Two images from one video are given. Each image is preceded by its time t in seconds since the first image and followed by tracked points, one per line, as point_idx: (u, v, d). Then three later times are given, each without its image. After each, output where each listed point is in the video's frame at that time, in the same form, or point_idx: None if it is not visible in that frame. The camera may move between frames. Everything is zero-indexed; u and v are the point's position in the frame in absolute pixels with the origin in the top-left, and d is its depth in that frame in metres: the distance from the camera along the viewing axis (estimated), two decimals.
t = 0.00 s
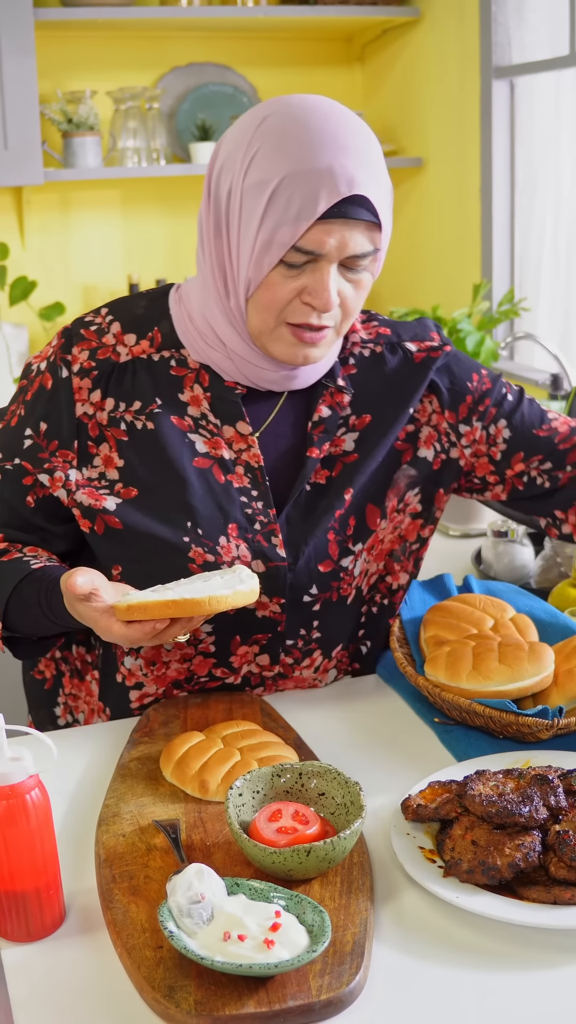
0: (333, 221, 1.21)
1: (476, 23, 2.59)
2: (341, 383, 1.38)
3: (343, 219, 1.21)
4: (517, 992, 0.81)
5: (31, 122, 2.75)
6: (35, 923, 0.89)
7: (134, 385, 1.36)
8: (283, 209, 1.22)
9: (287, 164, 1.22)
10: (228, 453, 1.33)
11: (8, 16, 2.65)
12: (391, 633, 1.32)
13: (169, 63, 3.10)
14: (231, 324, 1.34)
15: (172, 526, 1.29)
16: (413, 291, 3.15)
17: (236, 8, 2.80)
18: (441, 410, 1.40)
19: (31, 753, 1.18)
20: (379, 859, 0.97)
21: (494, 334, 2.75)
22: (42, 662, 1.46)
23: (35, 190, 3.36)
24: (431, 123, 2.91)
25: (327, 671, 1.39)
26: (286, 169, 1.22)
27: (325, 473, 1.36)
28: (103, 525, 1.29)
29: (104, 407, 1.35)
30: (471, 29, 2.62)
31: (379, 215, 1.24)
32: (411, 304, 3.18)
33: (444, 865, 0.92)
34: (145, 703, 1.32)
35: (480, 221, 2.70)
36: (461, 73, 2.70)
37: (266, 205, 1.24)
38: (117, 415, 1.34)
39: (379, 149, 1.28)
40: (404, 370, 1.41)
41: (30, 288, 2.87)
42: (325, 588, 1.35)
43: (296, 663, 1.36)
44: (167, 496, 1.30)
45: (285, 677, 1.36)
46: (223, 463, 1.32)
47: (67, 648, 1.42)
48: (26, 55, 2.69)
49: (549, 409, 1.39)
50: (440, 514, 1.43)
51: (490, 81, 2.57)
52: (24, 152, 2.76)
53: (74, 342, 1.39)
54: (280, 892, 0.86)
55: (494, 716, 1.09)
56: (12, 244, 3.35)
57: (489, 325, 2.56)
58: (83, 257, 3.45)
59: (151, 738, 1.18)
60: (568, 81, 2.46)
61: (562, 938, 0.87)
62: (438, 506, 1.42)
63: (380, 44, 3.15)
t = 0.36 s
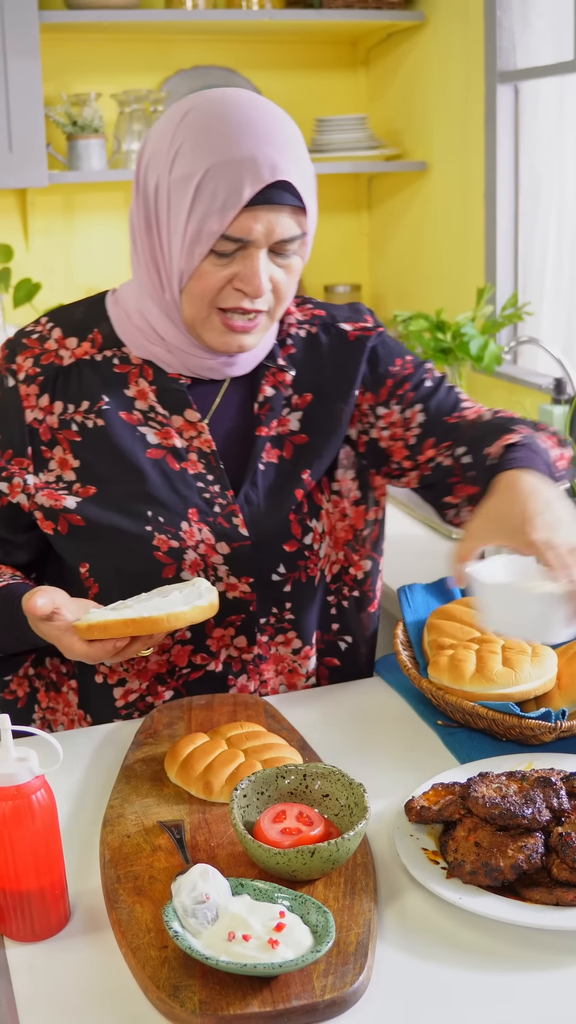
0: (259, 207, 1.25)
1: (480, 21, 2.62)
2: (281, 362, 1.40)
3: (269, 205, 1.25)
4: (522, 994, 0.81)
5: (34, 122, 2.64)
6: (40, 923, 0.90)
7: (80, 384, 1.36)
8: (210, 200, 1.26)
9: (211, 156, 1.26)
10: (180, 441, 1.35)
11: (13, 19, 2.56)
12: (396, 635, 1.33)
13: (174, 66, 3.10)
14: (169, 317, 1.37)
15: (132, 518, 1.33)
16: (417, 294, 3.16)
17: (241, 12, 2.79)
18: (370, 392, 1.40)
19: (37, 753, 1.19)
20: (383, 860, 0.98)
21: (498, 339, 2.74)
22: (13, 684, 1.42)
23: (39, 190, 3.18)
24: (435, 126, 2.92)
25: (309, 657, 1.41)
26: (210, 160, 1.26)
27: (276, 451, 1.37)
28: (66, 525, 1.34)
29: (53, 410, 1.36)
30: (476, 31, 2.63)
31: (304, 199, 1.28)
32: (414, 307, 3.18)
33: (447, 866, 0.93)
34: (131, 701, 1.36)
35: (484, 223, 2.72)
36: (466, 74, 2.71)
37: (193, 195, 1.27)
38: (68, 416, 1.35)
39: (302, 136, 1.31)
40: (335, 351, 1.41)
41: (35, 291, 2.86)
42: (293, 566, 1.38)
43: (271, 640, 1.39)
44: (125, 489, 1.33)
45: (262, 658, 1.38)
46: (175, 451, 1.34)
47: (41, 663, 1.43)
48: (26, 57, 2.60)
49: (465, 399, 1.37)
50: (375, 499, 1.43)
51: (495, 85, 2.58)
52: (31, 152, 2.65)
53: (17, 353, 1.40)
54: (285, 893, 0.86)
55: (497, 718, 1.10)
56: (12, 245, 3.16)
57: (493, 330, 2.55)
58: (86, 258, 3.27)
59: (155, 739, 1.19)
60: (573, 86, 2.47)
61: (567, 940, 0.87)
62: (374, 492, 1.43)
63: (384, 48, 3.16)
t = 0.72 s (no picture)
0: (181, 192, 1.30)
1: (485, 25, 2.63)
2: (221, 357, 1.46)
3: (190, 189, 1.30)
4: (527, 995, 0.82)
5: (41, 129, 2.65)
6: (48, 923, 0.90)
7: (23, 392, 1.39)
8: (129, 187, 1.31)
9: (130, 145, 1.31)
10: (125, 442, 1.39)
11: (20, 24, 2.58)
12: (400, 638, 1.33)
13: (181, 71, 3.11)
14: (105, 315, 1.41)
15: (82, 522, 1.37)
16: (421, 300, 3.17)
17: (247, 17, 2.80)
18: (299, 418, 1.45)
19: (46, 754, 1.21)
20: (388, 860, 0.99)
21: (503, 344, 2.75)
22: None
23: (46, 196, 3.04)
24: (439, 131, 2.93)
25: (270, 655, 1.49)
26: (130, 149, 1.31)
27: (221, 446, 1.43)
28: (17, 533, 1.37)
29: None
30: (481, 36, 2.65)
31: (226, 187, 1.33)
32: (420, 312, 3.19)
33: (452, 867, 0.94)
34: (94, 702, 1.41)
35: (489, 224, 2.72)
36: (471, 79, 2.73)
37: (118, 184, 1.32)
38: (13, 425, 1.38)
39: (229, 129, 1.36)
40: (277, 363, 1.48)
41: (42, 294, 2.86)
42: (247, 562, 1.44)
43: (230, 638, 1.46)
44: (74, 494, 1.37)
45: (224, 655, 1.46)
46: (120, 453, 1.39)
47: None
48: (33, 63, 2.61)
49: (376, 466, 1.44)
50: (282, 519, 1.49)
51: (499, 90, 2.59)
52: (39, 154, 2.66)
53: None
54: (291, 893, 0.87)
55: (502, 721, 1.11)
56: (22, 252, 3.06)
57: (499, 334, 2.56)
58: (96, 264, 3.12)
59: (162, 740, 1.20)
60: None
61: (570, 941, 0.88)
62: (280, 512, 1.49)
63: (389, 53, 3.17)
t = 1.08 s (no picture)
0: (149, 186, 1.31)
1: (486, 27, 2.63)
2: (201, 368, 1.47)
3: (159, 184, 1.31)
4: (529, 992, 0.82)
5: (43, 134, 2.66)
6: (51, 922, 0.91)
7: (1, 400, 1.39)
8: (98, 179, 1.32)
9: (100, 138, 1.33)
10: (102, 451, 1.40)
11: (22, 29, 2.59)
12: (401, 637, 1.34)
13: (182, 74, 3.12)
14: (80, 319, 1.42)
15: (57, 530, 1.37)
16: (421, 301, 3.18)
17: (248, 20, 2.81)
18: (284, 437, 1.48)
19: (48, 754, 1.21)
20: (390, 859, 0.99)
21: (504, 344, 2.75)
22: None
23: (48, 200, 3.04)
24: (440, 133, 2.93)
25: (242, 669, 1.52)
26: (101, 142, 1.32)
27: (198, 457, 1.44)
28: None
29: None
30: (481, 39, 2.65)
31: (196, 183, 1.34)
32: (421, 314, 3.20)
33: (452, 865, 0.94)
34: (64, 711, 1.42)
35: (489, 224, 2.73)
36: (471, 81, 2.73)
37: (87, 180, 1.34)
38: None
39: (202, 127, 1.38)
40: (260, 377, 1.50)
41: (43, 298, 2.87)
42: (220, 573, 1.45)
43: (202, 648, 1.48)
44: (49, 503, 1.38)
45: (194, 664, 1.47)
46: (96, 462, 1.39)
47: None
48: (35, 67, 2.62)
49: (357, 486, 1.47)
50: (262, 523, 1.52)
51: (499, 92, 2.59)
52: (40, 158, 2.67)
53: None
54: (292, 890, 0.88)
55: (503, 719, 1.11)
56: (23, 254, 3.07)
57: (500, 334, 2.57)
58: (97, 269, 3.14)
59: (164, 740, 1.20)
60: None
61: (571, 938, 0.88)
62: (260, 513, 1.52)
63: (390, 56, 3.18)
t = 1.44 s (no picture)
0: (149, 194, 1.31)
1: (487, 27, 2.63)
2: (199, 367, 1.46)
3: (160, 191, 1.31)
4: (533, 990, 0.82)
5: (45, 135, 2.66)
6: (54, 921, 0.91)
7: None
8: (98, 186, 1.32)
9: (99, 144, 1.32)
10: (100, 451, 1.39)
11: (24, 30, 2.59)
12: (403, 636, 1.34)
13: (184, 75, 3.12)
14: (76, 319, 1.41)
15: (57, 531, 1.37)
16: (424, 301, 3.18)
17: (250, 21, 2.81)
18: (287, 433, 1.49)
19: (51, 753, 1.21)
20: (393, 858, 0.99)
21: (506, 343, 2.75)
22: None
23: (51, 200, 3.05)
24: (442, 133, 2.93)
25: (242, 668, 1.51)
26: (100, 148, 1.32)
27: (197, 456, 1.44)
28: None
29: None
30: (483, 40, 2.66)
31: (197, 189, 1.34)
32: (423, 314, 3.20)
33: (455, 864, 0.94)
34: (63, 711, 1.41)
35: (490, 222, 2.73)
36: (473, 82, 2.73)
37: (86, 186, 1.33)
38: None
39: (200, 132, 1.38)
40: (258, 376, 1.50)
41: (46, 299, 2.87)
42: (221, 572, 1.45)
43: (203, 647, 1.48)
44: (48, 504, 1.38)
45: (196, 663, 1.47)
46: (96, 463, 1.39)
47: None
48: (37, 68, 2.62)
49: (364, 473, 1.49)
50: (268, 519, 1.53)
51: (501, 93, 2.59)
52: (42, 159, 2.67)
53: None
54: (296, 888, 0.88)
55: (506, 717, 1.11)
56: (26, 254, 3.07)
57: (502, 334, 2.57)
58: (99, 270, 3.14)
59: (168, 739, 1.20)
60: None
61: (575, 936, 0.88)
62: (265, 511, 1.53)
63: (391, 57, 3.18)
